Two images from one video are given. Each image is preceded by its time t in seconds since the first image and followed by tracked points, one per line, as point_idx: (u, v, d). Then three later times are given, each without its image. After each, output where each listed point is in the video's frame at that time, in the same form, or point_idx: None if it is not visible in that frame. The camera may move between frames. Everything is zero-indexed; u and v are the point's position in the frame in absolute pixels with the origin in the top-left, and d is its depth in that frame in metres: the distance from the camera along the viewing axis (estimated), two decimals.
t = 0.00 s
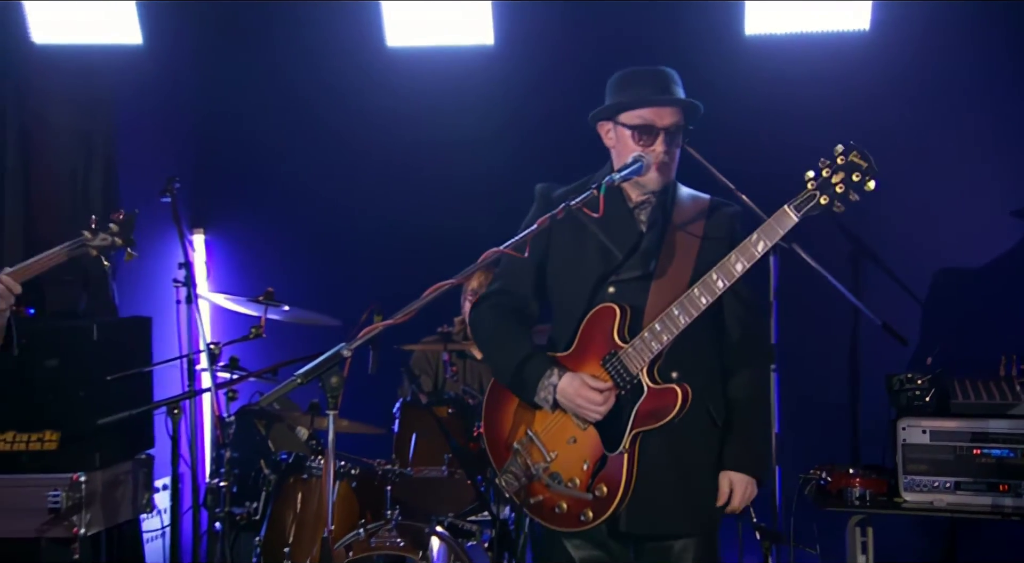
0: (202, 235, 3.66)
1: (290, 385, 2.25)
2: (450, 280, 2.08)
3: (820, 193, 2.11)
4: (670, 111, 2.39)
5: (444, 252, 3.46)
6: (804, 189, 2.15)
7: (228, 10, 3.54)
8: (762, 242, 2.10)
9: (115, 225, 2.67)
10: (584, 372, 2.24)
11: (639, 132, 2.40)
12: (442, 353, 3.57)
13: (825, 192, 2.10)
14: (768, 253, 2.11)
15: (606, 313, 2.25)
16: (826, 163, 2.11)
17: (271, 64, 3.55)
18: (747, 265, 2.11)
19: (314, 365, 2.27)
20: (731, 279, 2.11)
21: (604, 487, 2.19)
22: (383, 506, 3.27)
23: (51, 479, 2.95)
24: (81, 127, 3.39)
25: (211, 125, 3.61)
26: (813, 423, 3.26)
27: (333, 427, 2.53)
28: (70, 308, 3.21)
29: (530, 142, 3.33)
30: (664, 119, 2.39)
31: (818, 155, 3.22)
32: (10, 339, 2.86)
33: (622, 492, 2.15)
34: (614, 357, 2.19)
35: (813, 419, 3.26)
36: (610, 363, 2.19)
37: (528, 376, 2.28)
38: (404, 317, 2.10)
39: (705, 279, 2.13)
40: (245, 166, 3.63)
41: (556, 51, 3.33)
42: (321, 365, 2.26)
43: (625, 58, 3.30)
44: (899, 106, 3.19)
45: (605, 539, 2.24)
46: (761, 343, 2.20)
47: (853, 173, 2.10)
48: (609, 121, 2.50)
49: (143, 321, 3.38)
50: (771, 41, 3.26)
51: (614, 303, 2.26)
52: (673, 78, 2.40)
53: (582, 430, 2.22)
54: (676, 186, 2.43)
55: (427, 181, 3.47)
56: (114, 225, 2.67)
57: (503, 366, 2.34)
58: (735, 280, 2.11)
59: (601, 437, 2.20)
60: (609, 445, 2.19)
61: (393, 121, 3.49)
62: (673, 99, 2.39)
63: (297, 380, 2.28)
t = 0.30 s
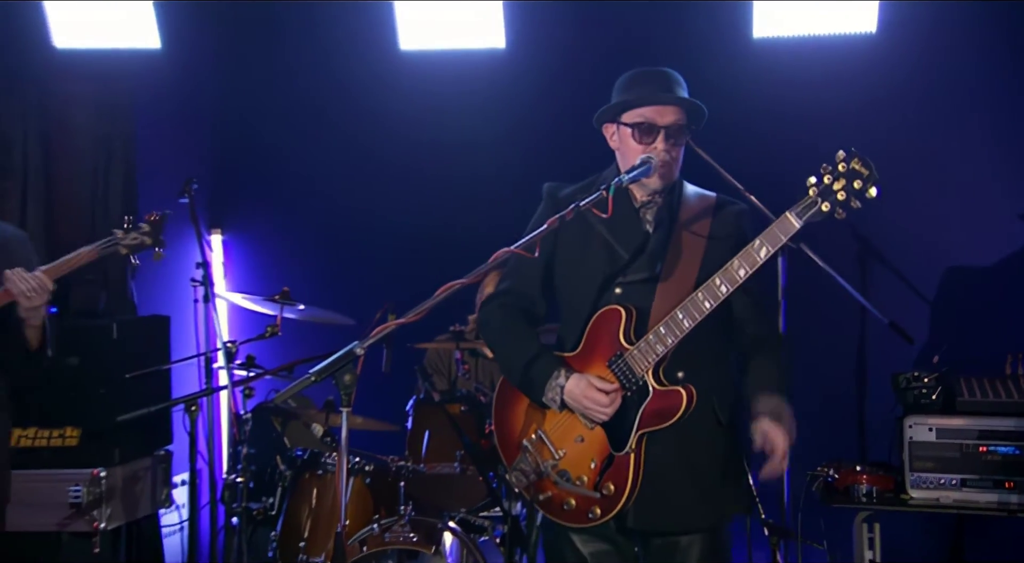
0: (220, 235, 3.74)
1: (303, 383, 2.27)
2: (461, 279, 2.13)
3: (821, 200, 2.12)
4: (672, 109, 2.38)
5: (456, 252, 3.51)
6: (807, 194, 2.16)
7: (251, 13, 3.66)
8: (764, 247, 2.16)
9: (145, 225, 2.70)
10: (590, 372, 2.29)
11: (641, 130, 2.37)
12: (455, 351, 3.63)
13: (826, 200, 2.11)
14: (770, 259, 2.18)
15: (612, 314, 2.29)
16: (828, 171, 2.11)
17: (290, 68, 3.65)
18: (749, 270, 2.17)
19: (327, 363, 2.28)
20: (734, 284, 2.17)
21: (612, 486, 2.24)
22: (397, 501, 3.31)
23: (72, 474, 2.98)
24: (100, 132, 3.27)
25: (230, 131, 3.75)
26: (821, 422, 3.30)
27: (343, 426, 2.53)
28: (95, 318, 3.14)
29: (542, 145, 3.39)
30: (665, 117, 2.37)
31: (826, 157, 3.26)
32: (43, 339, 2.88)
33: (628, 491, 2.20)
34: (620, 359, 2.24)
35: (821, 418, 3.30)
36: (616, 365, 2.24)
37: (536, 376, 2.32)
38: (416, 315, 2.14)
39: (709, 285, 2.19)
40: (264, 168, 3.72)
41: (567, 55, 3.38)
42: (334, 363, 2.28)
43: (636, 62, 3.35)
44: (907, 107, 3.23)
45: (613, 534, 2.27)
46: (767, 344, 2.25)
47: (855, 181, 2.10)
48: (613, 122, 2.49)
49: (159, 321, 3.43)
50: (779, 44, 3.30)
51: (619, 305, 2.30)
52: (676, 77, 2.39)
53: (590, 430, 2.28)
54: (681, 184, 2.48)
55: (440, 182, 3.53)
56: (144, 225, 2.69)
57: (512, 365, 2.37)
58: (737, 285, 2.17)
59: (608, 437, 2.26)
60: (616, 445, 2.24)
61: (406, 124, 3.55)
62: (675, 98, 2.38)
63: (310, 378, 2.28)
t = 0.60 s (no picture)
0: (237, 235, 3.80)
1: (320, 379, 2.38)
2: (472, 279, 2.24)
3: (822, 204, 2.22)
4: (668, 110, 2.48)
5: (470, 251, 3.57)
6: (807, 199, 2.25)
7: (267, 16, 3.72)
8: (766, 252, 2.21)
9: (179, 233, 2.79)
10: (599, 375, 2.35)
11: (639, 132, 2.47)
12: (469, 348, 3.62)
13: (827, 204, 2.21)
14: (771, 263, 2.23)
15: (620, 318, 2.34)
16: (827, 175, 2.20)
17: (302, 70, 3.68)
18: (752, 274, 2.23)
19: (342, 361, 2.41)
20: (737, 288, 2.24)
21: (624, 484, 2.29)
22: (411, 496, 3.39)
23: (95, 469, 3.10)
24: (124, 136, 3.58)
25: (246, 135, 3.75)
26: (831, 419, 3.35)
27: (360, 422, 2.62)
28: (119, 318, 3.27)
29: (554, 146, 3.44)
30: (662, 118, 2.48)
31: (834, 157, 3.31)
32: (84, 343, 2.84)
33: (640, 490, 2.26)
34: (628, 361, 2.30)
35: (829, 415, 3.35)
36: (625, 367, 2.30)
37: (547, 376, 2.40)
38: (430, 313, 2.24)
39: (713, 289, 2.25)
40: (280, 168, 3.77)
41: (579, 56, 3.43)
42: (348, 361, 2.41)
43: (646, 62, 3.40)
44: (913, 106, 3.27)
45: (625, 531, 2.35)
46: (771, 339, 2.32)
47: (854, 184, 2.19)
48: (614, 125, 2.61)
49: (178, 319, 3.48)
50: (787, 46, 3.35)
51: (628, 309, 2.36)
52: (673, 78, 2.51)
53: (601, 431, 2.33)
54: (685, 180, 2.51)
55: (454, 183, 3.59)
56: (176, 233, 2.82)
57: (524, 365, 2.46)
58: (741, 289, 2.23)
59: (619, 437, 2.30)
60: (626, 446, 2.29)
61: (421, 126, 3.61)
62: (673, 98, 2.49)
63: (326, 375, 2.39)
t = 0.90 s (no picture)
0: (259, 235, 3.86)
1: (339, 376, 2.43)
2: (488, 278, 2.35)
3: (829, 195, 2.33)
4: (675, 113, 2.57)
5: (486, 251, 3.63)
6: (813, 191, 2.35)
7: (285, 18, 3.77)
8: (773, 244, 2.31)
9: (204, 233, 2.92)
10: (611, 370, 2.40)
11: (647, 137, 2.54)
12: (485, 346, 3.70)
13: (834, 195, 2.32)
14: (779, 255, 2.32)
15: (631, 312, 2.40)
16: (835, 166, 2.33)
17: (321, 72, 3.74)
18: (760, 267, 2.30)
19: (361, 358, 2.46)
20: (746, 281, 2.29)
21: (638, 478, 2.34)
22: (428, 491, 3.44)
23: (121, 462, 3.21)
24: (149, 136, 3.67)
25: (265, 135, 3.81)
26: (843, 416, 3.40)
27: (378, 417, 2.67)
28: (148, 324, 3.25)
29: (569, 147, 3.48)
30: (671, 122, 2.56)
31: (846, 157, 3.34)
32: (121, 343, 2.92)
33: (654, 483, 2.30)
34: (639, 356, 2.35)
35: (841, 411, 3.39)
36: (636, 361, 2.35)
37: (560, 370, 2.46)
38: (445, 312, 2.35)
39: (723, 281, 2.30)
40: (298, 169, 3.82)
41: (593, 58, 3.48)
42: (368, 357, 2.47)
43: (659, 64, 3.45)
44: (923, 105, 3.31)
45: (641, 525, 2.38)
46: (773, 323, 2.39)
47: (859, 176, 2.35)
48: (625, 129, 2.66)
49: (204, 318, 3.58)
50: (799, 47, 3.38)
51: (639, 304, 2.42)
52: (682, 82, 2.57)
53: (614, 425, 2.38)
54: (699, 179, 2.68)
55: (470, 183, 3.64)
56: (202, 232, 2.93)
57: (538, 359, 2.52)
58: (749, 282, 2.29)
59: (632, 431, 2.36)
60: (640, 439, 2.34)
61: (438, 128, 3.66)
62: (682, 101, 2.57)
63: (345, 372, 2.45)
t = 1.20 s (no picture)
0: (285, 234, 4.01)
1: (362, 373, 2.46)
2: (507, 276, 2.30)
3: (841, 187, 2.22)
4: (696, 112, 2.57)
5: (507, 249, 3.69)
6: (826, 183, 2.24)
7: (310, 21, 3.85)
8: (788, 236, 2.25)
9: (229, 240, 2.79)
10: (629, 365, 2.44)
11: (667, 135, 2.58)
12: (505, 343, 3.76)
13: (846, 187, 2.21)
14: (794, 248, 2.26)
15: (648, 307, 2.43)
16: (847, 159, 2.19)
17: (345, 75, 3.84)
18: (775, 258, 2.26)
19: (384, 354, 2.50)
20: (760, 273, 2.27)
21: (655, 470, 2.39)
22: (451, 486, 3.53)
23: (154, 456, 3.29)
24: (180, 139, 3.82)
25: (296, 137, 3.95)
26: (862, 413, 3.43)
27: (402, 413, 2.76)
28: (182, 327, 2.92)
29: (589, 147, 3.53)
30: (690, 120, 2.57)
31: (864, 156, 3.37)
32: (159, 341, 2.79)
33: (673, 475, 2.35)
34: (657, 350, 2.39)
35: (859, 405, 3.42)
36: (653, 355, 2.39)
37: (578, 367, 2.52)
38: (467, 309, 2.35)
39: (737, 274, 2.29)
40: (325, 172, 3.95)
41: (612, 60, 3.53)
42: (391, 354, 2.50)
43: (678, 65, 3.50)
44: (938, 103, 3.34)
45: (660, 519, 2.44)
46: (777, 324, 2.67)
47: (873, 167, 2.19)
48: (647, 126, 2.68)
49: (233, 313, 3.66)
50: (817, 47, 3.42)
51: (656, 298, 2.45)
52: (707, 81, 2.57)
53: (632, 419, 2.44)
54: (720, 179, 2.60)
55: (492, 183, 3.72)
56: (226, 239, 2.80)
57: (556, 357, 2.58)
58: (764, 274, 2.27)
59: (650, 425, 2.41)
60: (657, 432, 2.39)
61: (460, 129, 3.74)
62: (705, 100, 2.57)
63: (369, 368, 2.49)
